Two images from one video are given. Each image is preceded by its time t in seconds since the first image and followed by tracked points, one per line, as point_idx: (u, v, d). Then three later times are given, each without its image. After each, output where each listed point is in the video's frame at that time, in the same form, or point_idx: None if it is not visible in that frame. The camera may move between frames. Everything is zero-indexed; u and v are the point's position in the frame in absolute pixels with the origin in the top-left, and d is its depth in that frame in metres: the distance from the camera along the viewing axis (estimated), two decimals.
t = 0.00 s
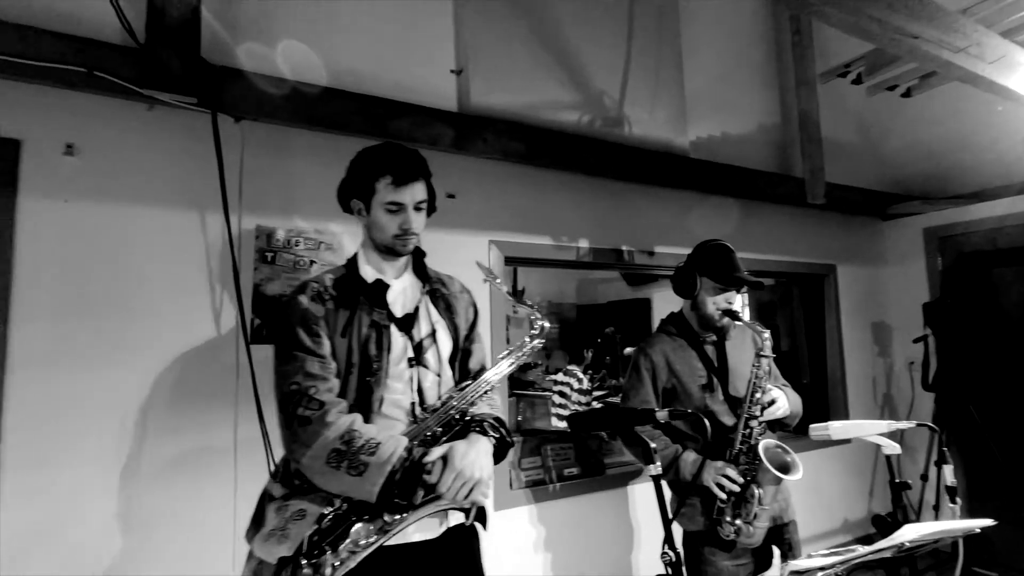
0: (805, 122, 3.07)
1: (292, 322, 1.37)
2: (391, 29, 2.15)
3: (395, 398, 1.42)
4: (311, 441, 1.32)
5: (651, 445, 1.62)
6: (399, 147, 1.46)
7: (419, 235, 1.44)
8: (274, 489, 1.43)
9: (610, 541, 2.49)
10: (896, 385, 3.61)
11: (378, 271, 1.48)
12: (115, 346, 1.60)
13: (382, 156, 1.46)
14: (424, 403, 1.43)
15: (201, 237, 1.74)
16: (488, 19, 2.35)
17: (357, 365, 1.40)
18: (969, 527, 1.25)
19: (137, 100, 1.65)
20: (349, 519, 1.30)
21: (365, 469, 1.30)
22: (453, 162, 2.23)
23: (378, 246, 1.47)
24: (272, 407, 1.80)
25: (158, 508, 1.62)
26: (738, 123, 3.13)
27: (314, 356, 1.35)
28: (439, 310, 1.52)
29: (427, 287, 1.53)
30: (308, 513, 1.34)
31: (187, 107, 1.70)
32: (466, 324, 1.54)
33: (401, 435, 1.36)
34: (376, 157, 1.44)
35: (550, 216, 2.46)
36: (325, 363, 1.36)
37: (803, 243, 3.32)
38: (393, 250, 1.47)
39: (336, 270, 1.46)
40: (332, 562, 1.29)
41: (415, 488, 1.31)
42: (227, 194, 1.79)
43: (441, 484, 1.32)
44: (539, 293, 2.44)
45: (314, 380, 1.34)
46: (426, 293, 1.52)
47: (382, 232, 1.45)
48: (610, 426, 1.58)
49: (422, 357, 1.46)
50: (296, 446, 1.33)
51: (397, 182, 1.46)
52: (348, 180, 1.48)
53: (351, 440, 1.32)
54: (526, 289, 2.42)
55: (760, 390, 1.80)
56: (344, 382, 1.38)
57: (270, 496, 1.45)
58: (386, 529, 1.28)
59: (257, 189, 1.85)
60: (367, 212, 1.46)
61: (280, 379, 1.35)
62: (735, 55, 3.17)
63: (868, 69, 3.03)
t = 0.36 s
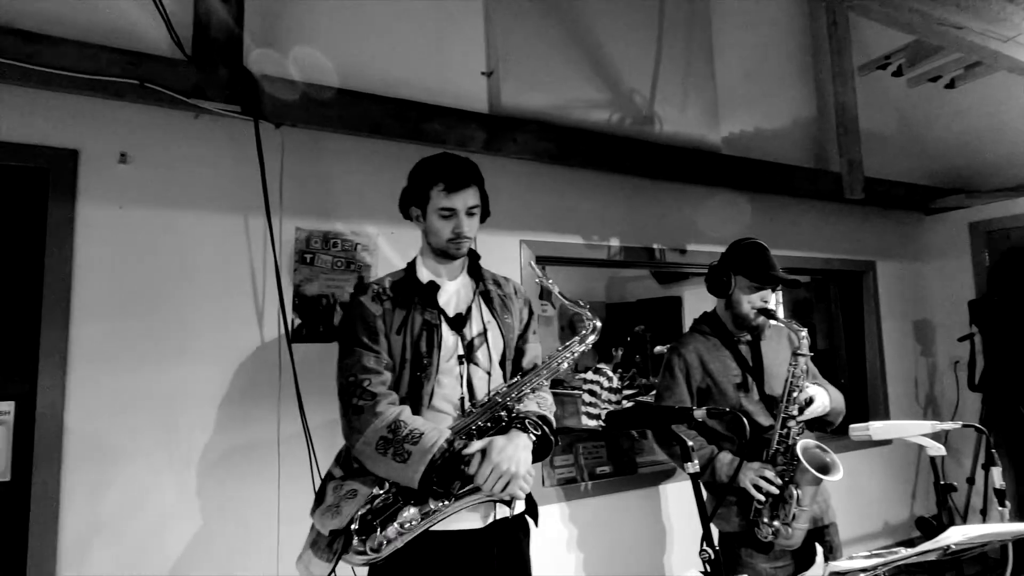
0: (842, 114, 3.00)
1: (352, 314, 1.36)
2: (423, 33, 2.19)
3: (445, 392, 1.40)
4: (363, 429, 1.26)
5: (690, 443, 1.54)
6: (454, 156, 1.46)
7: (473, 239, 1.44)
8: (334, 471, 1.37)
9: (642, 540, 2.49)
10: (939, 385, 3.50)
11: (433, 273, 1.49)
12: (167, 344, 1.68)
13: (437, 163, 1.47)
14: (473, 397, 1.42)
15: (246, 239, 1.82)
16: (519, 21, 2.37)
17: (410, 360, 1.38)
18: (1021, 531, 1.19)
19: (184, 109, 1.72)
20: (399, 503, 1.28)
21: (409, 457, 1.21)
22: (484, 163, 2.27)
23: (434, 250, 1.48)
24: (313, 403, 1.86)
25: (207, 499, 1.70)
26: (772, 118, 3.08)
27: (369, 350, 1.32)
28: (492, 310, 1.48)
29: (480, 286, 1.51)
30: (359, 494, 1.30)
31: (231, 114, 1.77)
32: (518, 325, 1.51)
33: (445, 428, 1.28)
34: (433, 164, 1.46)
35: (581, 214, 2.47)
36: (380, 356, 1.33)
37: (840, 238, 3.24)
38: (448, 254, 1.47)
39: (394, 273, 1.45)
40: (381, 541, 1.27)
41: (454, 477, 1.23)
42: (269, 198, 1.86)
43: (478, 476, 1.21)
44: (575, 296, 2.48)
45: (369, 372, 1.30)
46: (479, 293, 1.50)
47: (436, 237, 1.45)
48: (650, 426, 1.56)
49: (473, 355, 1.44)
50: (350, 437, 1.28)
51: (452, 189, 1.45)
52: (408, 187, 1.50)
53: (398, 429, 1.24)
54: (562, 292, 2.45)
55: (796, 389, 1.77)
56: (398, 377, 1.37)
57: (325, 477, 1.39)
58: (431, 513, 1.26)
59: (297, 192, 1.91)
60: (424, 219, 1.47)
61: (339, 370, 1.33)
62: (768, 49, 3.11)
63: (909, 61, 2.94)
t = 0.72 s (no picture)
0: (858, 110, 2.98)
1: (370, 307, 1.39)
2: (437, 34, 2.21)
3: (459, 387, 1.41)
4: (376, 419, 1.28)
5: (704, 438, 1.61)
6: (473, 156, 1.46)
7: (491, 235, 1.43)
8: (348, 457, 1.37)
9: (657, 537, 2.49)
10: (959, 384, 3.45)
11: (452, 270, 1.49)
12: (188, 341, 1.72)
13: (458, 163, 1.47)
14: (487, 392, 1.43)
15: (265, 238, 1.85)
16: (531, 21, 2.38)
17: (426, 354, 1.40)
18: None
19: (204, 112, 1.76)
20: (411, 492, 1.31)
21: (418, 446, 1.22)
22: (497, 162, 2.28)
23: (454, 246, 1.48)
24: (330, 400, 1.89)
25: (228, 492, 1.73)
26: (787, 114, 3.06)
27: (386, 343, 1.35)
28: (509, 308, 1.50)
29: (498, 284, 1.52)
30: (370, 480, 1.29)
31: (249, 117, 1.80)
32: (535, 323, 1.52)
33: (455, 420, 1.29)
34: (454, 164, 1.46)
35: (594, 213, 2.47)
36: (396, 350, 1.35)
37: (857, 235, 3.21)
38: (466, 250, 1.47)
39: (414, 271, 1.47)
40: (393, 527, 1.28)
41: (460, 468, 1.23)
42: (287, 198, 1.89)
43: (483, 469, 1.22)
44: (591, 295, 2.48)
45: (385, 364, 1.33)
46: (497, 291, 1.51)
47: (455, 232, 1.45)
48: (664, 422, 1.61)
49: (488, 351, 1.45)
50: (365, 425, 1.30)
51: (469, 185, 1.45)
52: (431, 185, 1.50)
53: (408, 420, 1.25)
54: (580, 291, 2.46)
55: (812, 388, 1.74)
56: (413, 370, 1.39)
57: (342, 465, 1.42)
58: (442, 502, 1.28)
59: (313, 192, 1.94)
60: (443, 215, 1.48)
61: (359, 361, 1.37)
62: (783, 45, 3.09)
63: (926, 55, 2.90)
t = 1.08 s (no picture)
0: (857, 109, 2.99)
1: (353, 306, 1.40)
2: (437, 34, 2.22)
3: (445, 385, 1.42)
4: (362, 419, 1.29)
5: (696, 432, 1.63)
6: (457, 153, 1.48)
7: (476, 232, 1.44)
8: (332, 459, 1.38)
9: (657, 535, 2.50)
10: (959, 383, 3.45)
11: (436, 267, 1.50)
12: (188, 340, 1.74)
13: (443, 160, 1.47)
14: (473, 391, 1.44)
15: (265, 238, 1.87)
16: (531, 21, 2.39)
17: (411, 353, 1.40)
18: None
19: (205, 112, 1.78)
20: (398, 493, 1.31)
21: (405, 446, 1.24)
22: (497, 162, 2.30)
23: (437, 243, 1.48)
24: (330, 399, 1.91)
25: (227, 493, 1.74)
26: (786, 113, 3.06)
27: (370, 342, 1.35)
28: (493, 306, 1.51)
29: (482, 282, 1.53)
30: (356, 482, 1.30)
31: (250, 117, 1.82)
32: (521, 321, 1.54)
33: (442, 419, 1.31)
34: (439, 160, 1.46)
35: (594, 212, 2.48)
36: (381, 348, 1.36)
37: (856, 234, 3.21)
38: (451, 247, 1.47)
39: (398, 269, 1.47)
40: (378, 529, 1.28)
41: (449, 467, 1.24)
42: (287, 198, 1.90)
43: (472, 467, 1.23)
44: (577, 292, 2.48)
45: (370, 363, 1.33)
46: (481, 288, 1.52)
47: (439, 229, 1.46)
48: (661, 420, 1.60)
49: (474, 349, 1.46)
50: (350, 426, 1.31)
51: (454, 181, 1.46)
52: (415, 182, 1.50)
53: (395, 419, 1.27)
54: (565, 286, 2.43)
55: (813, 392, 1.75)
56: (398, 368, 1.39)
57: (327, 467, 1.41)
58: (427, 502, 1.29)
59: (313, 192, 1.95)
60: (428, 213, 1.48)
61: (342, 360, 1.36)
62: (782, 44, 3.10)
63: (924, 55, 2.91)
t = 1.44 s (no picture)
0: (850, 109, 3.00)
1: (318, 304, 1.38)
2: (431, 33, 2.22)
3: (417, 386, 1.43)
4: (334, 422, 1.29)
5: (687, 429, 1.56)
6: (429, 145, 1.50)
7: (447, 228, 1.48)
8: (300, 466, 1.39)
9: (651, 533, 2.51)
10: (951, 381, 3.48)
11: (405, 264, 1.52)
12: (180, 339, 1.73)
13: (412, 152, 1.50)
14: (445, 391, 1.45)
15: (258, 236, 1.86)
16: (525, 20, 2.40)
17: (382, 352, 1.41)
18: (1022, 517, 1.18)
19: (198, 110, 1.77)
20: (369, 498, 1.30)
21: (382, 450, 1.26)
22: (491, 161, 2.30)
23: (406, 239, 1.51)
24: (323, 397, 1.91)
25: (217, 493, 1.74)
26: (780, 113, 3.08)
27: (340, 342, 1.36)
28: (463, 304, 1.53)
29: (452, 280, 1.56)
30: (329, 489, 1.31)
31: (243, 115, 1.81)
32: (491, 318, 1.56)
33: (420, 422, 1.34)
34: (408, 153, 1.49)
35: (588, 211, 2.49)
36: (351, 348, 1.36)
37: (849, 234, 3.23)
38: (421, 244, 1.51)
39: (365, 263, 1.47)
40: (349, 537, 1.29)
41: (428, 472, 1.30)
42: (280, 196, 1.90)
43: (454, 469, 1.27)
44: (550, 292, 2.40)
45: (340, 365, 1.33)
46: (451, 285, 1.55)
47: (410, 224, 1.49)
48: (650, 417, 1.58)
49: (445, 348, 1.48)
50: (320, 429, 1.31)
51: (427, 175, 1.49)
52: (381, 175, 1.52)
53: (371, 423, 1.28)
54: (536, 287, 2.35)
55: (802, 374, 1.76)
56: (369, 369, 1.40)
57: (296, 472, 1.40)
58: (400, 507, 1.30)
59: (307, 191, 1.95)
60: (398, 207, 1.50)
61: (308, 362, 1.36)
62: (776, 44, 3.11)
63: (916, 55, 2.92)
